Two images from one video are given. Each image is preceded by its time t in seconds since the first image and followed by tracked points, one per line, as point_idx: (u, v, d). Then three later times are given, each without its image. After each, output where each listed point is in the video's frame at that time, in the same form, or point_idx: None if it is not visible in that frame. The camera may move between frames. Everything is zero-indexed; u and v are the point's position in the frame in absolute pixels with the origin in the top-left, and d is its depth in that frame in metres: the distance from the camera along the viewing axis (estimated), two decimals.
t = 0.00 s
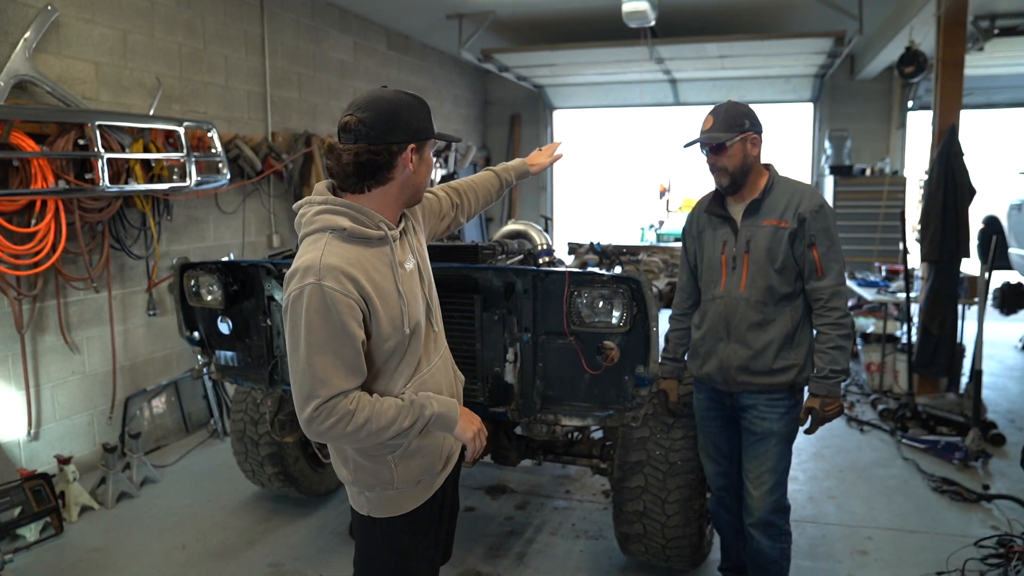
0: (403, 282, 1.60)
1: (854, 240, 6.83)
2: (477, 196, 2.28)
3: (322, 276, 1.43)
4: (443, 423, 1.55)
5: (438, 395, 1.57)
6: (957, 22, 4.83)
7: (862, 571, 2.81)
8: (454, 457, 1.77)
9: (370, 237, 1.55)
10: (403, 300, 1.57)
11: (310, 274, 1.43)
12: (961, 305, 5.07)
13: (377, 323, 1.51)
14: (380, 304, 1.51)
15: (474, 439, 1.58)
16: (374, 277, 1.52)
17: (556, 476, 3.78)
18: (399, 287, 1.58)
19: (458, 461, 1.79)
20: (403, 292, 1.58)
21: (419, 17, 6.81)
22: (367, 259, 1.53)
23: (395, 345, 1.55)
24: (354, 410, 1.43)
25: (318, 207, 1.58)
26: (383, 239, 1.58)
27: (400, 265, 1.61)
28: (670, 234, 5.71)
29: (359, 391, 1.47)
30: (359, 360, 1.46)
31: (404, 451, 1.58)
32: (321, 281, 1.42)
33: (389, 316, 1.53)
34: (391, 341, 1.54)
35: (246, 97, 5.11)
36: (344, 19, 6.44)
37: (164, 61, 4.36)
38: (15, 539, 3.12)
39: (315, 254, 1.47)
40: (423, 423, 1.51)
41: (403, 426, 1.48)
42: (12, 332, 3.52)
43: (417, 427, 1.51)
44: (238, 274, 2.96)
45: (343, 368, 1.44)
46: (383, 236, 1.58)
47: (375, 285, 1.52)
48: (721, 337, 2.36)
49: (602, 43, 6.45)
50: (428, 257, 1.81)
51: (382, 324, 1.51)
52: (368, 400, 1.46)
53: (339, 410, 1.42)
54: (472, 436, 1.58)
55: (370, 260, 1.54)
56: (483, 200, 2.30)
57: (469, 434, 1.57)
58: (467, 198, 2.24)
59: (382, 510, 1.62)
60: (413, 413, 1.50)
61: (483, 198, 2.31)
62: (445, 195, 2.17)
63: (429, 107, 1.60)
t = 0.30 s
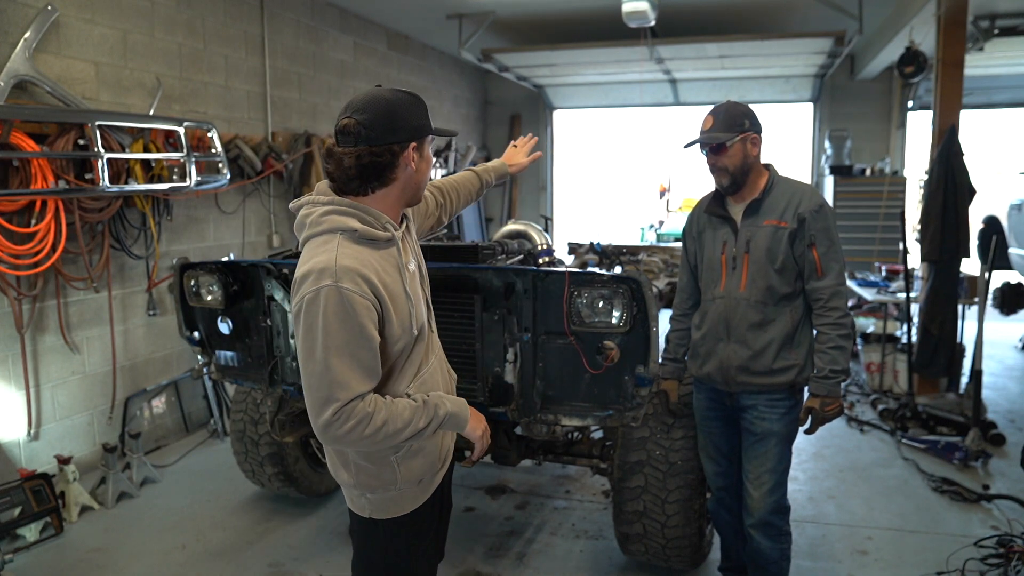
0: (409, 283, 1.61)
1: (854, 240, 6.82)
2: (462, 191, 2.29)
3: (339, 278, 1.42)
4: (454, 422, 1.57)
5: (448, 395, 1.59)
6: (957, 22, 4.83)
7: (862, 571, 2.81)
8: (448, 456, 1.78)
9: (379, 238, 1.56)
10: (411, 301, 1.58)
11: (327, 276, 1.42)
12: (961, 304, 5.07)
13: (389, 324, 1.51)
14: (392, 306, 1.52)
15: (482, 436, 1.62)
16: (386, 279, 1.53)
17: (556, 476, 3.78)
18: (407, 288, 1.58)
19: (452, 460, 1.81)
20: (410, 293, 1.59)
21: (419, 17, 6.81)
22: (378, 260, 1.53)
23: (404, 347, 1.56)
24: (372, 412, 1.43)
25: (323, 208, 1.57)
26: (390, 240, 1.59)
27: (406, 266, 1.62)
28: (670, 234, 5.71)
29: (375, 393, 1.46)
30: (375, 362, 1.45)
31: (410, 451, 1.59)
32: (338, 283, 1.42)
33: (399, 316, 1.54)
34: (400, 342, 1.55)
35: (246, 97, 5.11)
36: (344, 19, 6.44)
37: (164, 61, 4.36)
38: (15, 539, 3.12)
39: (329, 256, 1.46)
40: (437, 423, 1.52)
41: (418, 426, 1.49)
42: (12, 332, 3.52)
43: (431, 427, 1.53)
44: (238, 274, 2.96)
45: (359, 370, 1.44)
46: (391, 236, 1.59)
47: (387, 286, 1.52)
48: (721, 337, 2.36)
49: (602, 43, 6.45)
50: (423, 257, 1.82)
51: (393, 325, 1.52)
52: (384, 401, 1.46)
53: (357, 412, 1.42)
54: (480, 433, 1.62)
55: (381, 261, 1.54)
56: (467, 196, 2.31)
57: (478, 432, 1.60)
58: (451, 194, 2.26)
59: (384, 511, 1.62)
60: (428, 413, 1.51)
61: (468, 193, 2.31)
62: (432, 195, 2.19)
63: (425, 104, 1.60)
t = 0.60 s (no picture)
0: (411, 283, 1.62)
1: (854, 240, 6.82)
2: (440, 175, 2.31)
3: (349, 280, 1.42)
4: (459, 422, 1.59)
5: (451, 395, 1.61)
6: (957, 22, 4.83)
7: (862, 572, 2.81)
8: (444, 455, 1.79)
9: (385, 239, 1.56)
10: (413, 302, 1.59)
11: (336, 278, 1.42)
12: (961, 304, 5.07)
13: (395, 326, 1.52)
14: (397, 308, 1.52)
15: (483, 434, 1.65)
16: (391, 281, 1.53)
17: (556, 476, 3.78)
18: (410, 289, 1.59)
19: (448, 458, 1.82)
20: (413, 295, 1.59)
21: (419, 17, 6.81)
22: (384, 262, 1.54)
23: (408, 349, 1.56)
24: (382, 415, 1.43)
25: (327, 209, 1.56)
26: (394, 240, 1.59)
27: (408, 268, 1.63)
28: (670, 234, 5.71)
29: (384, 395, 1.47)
30: (383, 365, 1.46)
31: (413, 452, 1.59)
32: (348, 286, 1.41)
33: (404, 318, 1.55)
34: (404, 343, 1.56)
35: (246, 97, 5.11)
36: (344, 19, 6.44)
37: (164, 61, 4.36)
38: (15, 539, 3.12)
39: (338, 258, 1.45)
40: (444, 423, 1.54)
41: (426, 427, 1.50)
42: (12, 332, 3.52)
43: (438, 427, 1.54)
44: (238, 274, 2.96)
45: (368, 373, 1.44)
46: (394, 238, 1.60)
47: (392, 287, 1.53)
48: (721, 337, 2.36)
49: (602, 43, 6.45)
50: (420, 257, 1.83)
51: (399, 327, 1.52)
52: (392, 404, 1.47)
53: (368, 415, 1.42)
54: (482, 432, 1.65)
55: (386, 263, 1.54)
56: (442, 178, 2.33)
57: (481, 432, 1.63)
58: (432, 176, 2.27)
59: (387, 513, 1.62)
60: (434, 414, 1.52)
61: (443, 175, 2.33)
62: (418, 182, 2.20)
63: (430, 104, 1.61)
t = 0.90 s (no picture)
0: (404, 284, 1.63)
1: (854, 240, 6.82)
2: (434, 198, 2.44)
3: (341, 282, 1.42)
4: (459, 418, 1.59)
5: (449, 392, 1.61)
6: (957, 22, 4.82)
7: (862, 572, 2.81)
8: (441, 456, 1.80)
9: (375, 241, 1.56)
10: (406, 303, 1.59)
11: (328, 281, 1.42)
12: (961, 304, 5.07)
13: (390, 326, 1.53)
14: (391, 309, 1.53)
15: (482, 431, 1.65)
16: (383, 282, 1.54)
17: (556, 476, 3.79)
18: (403, 290, 1.60)
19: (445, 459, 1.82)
20: (407, 297, 1.60)
21: (419, 17, 6.81)
22: (375, 264, 1.54)
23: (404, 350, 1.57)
24: (382, 415, 1.43)
25: (319, 209, 1.56)
26: (385, 242, 1.60)
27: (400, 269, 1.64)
28: (670, 233, 5.71)
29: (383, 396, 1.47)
30: (379, 365, 1.46)
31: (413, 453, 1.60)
32: (341, 288, 1.42)
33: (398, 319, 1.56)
34: (399, 344, 1.56)
35: (246, 97, 5.11)
36: (344, 19, 6.44)
37: (164, 61, 4.36)
38: (15, 539, 3.12)
39: (329, 260, 1.45)
40: (444, 421, 1.54)
41: (426, 425, 1.50)
42: (12, 332, 3.52)
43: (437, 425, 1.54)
44: (238, 274, 2.96)
45: (365, 375, 1.44)
46: (385, 240, 1.60)
47: (385, 288, 1.53)
48: (721, 338, 2.36)
49: (602, 43, 6.45)
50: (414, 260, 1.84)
51: (393, 327, 1.53)
52: (393, 405, 1.47)
53: (368, 417, 1.42)
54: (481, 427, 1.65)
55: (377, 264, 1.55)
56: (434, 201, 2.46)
57: (480, 427, 1.63)
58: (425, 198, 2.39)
59: (386, 514, 1.62)
60: (435, 411, 1.52)
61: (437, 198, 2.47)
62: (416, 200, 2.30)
63: (420, 105, 1.59)
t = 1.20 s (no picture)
0: (385, 282, 1.61)
1: (854, 240, 6.82)
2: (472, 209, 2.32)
3: (305, 266, 1.44)
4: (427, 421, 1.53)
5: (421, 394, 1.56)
6: (957, 22, 4.82)
7: (862, 571, 2.81)
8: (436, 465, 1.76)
9: (355, 235, 1.56)
10: (382, 299, 1.58)
11: (293, 265, 1.44)
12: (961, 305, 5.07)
13: (360, 319, 1.51)
14: (360, 302, 1.52)
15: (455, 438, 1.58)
16: (356, 275, 1.54)
17: (556, 476, 3.78)
18: (381, 288, 1.58)
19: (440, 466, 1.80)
20: (385, 296, 1.58)
21: (419, 17, 6.81)
22: (350, 258, 1.55)
23: (377, 346, 1.55)
24: (336, 404, 1.41)
25: (307, 199, 1.59)
26: (369, 238, 1.59)
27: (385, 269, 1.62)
28: (670, 234, 5.71)
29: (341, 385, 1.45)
30: (340, 354, 1.45)
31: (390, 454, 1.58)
32: (303, 271, 1.43)
33: (371, 314, 1.54)
34: (373, 339, 1.54)
35: (246, 97, 5.11)
36: (344, 19, 6.44)
37: (164, 61, 4.36)
38: (15, 539, 3.12)
39: (300, 245, 1.48)
40: (407, 420, 1.49)
41: (386, 421, 1.46)
42: (12, 332, 3.53)
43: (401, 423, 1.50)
44: (238, 274, 2.96)
45: (324, 362, 1.44)
46: (368, 236, 1.59)
47: (355, 280, 1.53)
48: (720, 337, 2.36)
49: (602, 43, 6.45)
50: (418, 264, 1.82)
51: (363, 321, 1.52)
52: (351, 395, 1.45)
53: (319, 403, 1.40)
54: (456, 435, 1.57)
55: (353, 258, 1.55)
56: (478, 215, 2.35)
57: (451, 433, 1.55)
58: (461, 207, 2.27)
59: (367, 515, 1.61)
60: (396, 410, 1.48)
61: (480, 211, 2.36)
62: (446, 203, 2.20)
63: (365, 105, 1.51)
